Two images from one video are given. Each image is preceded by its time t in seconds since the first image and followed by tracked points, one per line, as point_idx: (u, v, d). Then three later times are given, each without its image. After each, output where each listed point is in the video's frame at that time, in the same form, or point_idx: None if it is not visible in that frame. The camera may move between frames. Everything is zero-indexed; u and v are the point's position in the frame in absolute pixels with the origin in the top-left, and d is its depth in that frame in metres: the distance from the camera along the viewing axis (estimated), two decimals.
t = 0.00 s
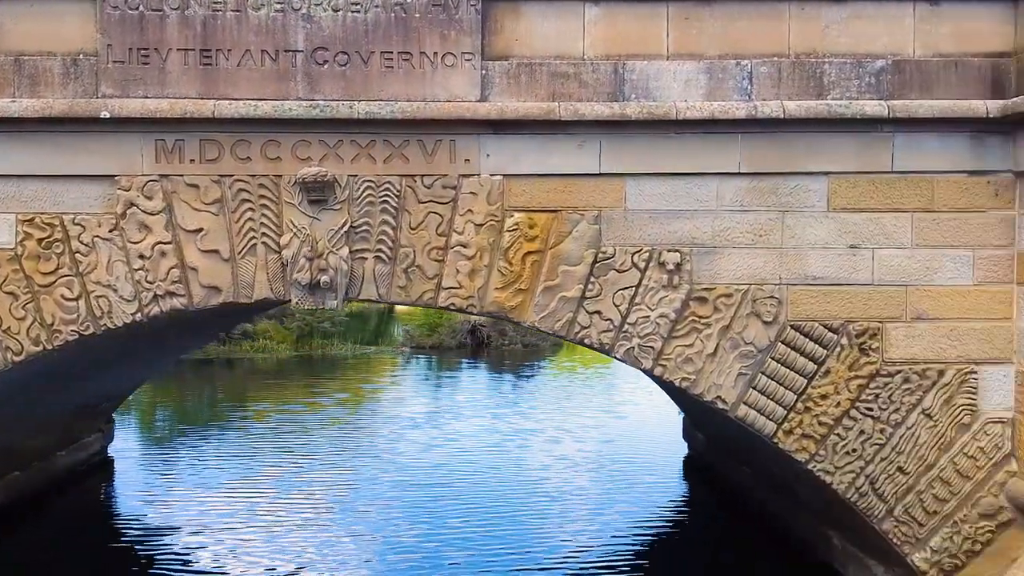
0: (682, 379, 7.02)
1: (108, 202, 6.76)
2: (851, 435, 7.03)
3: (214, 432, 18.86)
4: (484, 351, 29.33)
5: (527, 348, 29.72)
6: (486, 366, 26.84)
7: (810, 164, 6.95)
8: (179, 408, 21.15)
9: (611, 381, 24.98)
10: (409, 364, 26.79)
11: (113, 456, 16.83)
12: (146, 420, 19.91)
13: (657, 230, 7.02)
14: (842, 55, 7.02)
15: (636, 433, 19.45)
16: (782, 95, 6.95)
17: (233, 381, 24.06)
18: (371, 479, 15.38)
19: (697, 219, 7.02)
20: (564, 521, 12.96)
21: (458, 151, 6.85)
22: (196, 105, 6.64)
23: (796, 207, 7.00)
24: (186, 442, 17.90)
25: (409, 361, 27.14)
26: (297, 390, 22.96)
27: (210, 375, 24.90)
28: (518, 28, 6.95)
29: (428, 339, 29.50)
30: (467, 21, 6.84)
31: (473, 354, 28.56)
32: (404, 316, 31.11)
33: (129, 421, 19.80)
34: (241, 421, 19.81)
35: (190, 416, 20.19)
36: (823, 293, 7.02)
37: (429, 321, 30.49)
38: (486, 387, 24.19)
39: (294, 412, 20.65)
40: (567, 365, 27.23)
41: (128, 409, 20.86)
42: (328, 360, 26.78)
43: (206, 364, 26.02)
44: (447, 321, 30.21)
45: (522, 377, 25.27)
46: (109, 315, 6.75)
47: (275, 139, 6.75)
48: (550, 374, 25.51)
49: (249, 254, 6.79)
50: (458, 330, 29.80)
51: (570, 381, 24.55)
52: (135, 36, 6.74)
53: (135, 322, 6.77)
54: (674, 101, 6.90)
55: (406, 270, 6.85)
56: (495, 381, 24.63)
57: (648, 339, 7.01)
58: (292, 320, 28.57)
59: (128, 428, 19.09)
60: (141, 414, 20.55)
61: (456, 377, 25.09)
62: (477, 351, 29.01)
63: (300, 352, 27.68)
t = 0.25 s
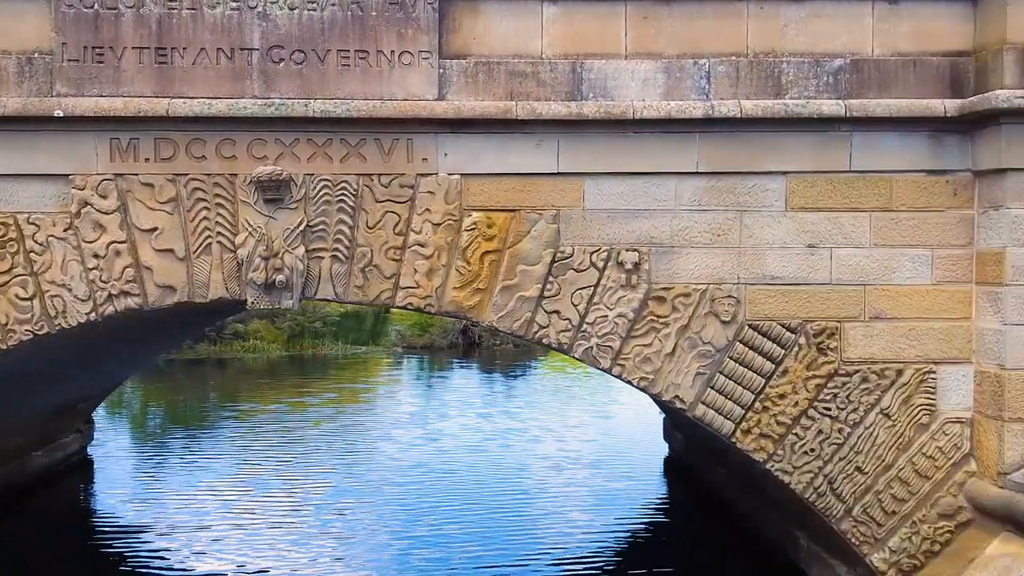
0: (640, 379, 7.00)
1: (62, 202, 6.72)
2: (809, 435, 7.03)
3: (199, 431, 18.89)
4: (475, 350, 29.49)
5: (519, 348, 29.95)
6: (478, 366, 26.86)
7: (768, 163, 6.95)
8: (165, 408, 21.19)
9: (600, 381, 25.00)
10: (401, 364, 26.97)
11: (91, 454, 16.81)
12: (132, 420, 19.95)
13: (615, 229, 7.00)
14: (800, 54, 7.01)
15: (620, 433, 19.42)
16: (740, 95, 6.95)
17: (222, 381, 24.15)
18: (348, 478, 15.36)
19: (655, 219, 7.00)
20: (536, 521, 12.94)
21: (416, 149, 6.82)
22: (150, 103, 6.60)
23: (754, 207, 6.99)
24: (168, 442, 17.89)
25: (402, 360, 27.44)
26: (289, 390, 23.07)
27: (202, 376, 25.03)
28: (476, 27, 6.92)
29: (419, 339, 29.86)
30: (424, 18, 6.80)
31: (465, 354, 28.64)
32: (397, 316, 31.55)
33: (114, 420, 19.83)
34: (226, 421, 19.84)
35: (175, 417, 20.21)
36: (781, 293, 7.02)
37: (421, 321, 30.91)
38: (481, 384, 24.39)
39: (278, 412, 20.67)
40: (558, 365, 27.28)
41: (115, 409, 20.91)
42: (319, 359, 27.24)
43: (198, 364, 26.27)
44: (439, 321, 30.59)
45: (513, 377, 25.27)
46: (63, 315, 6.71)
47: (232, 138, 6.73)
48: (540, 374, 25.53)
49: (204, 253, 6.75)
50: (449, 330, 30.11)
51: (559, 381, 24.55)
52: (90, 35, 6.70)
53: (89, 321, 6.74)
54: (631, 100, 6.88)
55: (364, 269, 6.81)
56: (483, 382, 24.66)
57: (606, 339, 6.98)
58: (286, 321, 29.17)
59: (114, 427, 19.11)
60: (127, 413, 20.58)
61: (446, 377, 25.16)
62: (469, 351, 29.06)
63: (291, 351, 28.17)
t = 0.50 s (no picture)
0: (598, 379, 6.98)
1: (16, 201, 6.68)
2: (767, 434, 7.02)
3: (183, 429, 18.92)
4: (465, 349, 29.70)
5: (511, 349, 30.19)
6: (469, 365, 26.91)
7: (726, 163, 6.93)
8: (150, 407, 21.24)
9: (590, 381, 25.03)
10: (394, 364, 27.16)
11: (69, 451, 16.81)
12: (118, 418, 20.00)
13: (573, 229, 6.97)
14: (758, 53, 6.99)
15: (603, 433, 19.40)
16: (697, 94, 6.93)
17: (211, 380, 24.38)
18: (324, 476, 15.34)
19: (614, 218, 6.97)
20: (509, 520, 12.92)
21: (372, 148, 6.79)
22: (104, 102, 6.56)
23: (712, 206, 6.97)
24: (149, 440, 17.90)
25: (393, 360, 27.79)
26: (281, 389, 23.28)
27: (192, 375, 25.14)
28: (433, 25, 6.89)
29: (410, 340, 30.25)
30: (380, 17, 6.78)
31: (456, 354, 28.75)
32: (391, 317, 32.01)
33: (99, 418, 19.87)
34: (211, 419, 19.89)
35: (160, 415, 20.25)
36: (739, 292, 7.00)
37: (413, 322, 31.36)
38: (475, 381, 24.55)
39: (263, 411, 20.70)
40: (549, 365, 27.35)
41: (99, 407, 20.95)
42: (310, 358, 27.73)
43: (188, 363, 26.42)
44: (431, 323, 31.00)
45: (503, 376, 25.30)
46: (17, 314, 6.69)
47: (186, 136, 6.70)
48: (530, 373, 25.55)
49: (158, 253, 6.73)
50: (441, 331, 30.47)
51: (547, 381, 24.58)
52: (45, 34, 6.66)
53: (43, 321, 6.71)
54: (588, 100, 6.87)
55: (319, 269, 6.79)
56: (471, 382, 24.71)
57: (564, 339, 6.95)
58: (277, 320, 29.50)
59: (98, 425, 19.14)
60: (112, 412, 20.61)
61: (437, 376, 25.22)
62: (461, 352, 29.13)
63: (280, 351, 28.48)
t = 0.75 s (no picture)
0: (556, 379, 6.96)
1: None
2: (725, 434, 7.01)
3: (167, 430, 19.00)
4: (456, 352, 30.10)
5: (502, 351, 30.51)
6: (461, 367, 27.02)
7: (684, 162, 6.91)
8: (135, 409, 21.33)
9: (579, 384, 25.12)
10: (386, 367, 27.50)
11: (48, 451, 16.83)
12: (103, 419, 20.09)
13: (531, 228, 6.94)
14: (716, 53, 6.98)
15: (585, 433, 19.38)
16: (655, 93, 6.91)
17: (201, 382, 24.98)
18: (301, 478, 15.34)
19: (571, 217, 6.95)
20: (481, 522, 12.88)
21: (328, 147, 6.76)
22: (57, 101, 6.51)
23: (670, 206, 6.95)
24: (130, 441, 17.92)
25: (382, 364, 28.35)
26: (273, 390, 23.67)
27: (186, 376, 26.42)
28: (390, 24, 6.86)
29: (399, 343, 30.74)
30: (336, 15, 6.75)
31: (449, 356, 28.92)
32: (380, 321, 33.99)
33: (83, 419, 19.97)
34: (196, 420, 19.98)
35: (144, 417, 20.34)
36: (696, 292, 6.98)
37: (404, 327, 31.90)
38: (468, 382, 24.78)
39: (247, 412, 20.78)
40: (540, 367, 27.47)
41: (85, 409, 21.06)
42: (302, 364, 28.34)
43: (187, 359, 29.57)
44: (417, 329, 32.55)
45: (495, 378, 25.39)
46: None
47: (140, 135, 6.67)
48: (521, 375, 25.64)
49: (112, 252, 6.70)
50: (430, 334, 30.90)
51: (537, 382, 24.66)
52: None
53: None
54: (545, 99, 6.83)
55: (275, 268, 6.76)
56: (460, 383, 24.79)
57: (521, 339, 6.93)
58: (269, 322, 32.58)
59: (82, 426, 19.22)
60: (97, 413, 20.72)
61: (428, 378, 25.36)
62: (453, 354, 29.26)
63: (273, 351, 31.13)
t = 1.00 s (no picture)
0: (514, 379, 6.94)
1: None
2: (683, 434, 7.01)
3: (152, 431, 19.07)
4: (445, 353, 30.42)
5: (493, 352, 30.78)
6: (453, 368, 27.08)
7: (641, 161, 6.90)
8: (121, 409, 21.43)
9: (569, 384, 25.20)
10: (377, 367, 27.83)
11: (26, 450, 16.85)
12: (88, 420, 20.19)
13: (489, 227, 6.91)
14: (673, 52, 6.96)
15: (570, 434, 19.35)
16: (613, 92, 6.90)
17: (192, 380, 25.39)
18: (278, 477, 15.33)
19: (529, 216, 6.92)
20: (452, 522, 12.85)
21: (283, 146, 6.73)
22: (10, 99, 6.48)
23: (628, 205, 6.94)
24: (111, 442, 17.96)
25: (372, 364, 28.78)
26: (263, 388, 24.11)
27: (178, 375, 26.78)
28: (347, 22, 6.83)
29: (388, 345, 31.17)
30: (291, 13, 6.72)
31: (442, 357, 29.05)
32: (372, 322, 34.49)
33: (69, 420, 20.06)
34: (181, 420, 20.08)
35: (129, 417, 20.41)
36: (654, 292, 6.97)
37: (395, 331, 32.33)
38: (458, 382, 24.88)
39: (231, 412, 20.85)
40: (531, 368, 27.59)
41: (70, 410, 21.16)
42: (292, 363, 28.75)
43: (177, 357, 30.07)
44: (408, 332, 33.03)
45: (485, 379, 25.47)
46: None
47: (94, 134, 6.64)
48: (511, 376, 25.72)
49: (66, 252, 6.67)
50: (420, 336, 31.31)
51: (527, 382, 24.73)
52: None
53: None
54: (502, 98, 6.79)
55: (230, 268, 6.74)
56: (451, 383, 24.85)
57: (479, 339, 6.90)
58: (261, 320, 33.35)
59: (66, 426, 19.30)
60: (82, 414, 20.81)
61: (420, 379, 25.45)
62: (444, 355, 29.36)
63: (262, 349, 31.92)
